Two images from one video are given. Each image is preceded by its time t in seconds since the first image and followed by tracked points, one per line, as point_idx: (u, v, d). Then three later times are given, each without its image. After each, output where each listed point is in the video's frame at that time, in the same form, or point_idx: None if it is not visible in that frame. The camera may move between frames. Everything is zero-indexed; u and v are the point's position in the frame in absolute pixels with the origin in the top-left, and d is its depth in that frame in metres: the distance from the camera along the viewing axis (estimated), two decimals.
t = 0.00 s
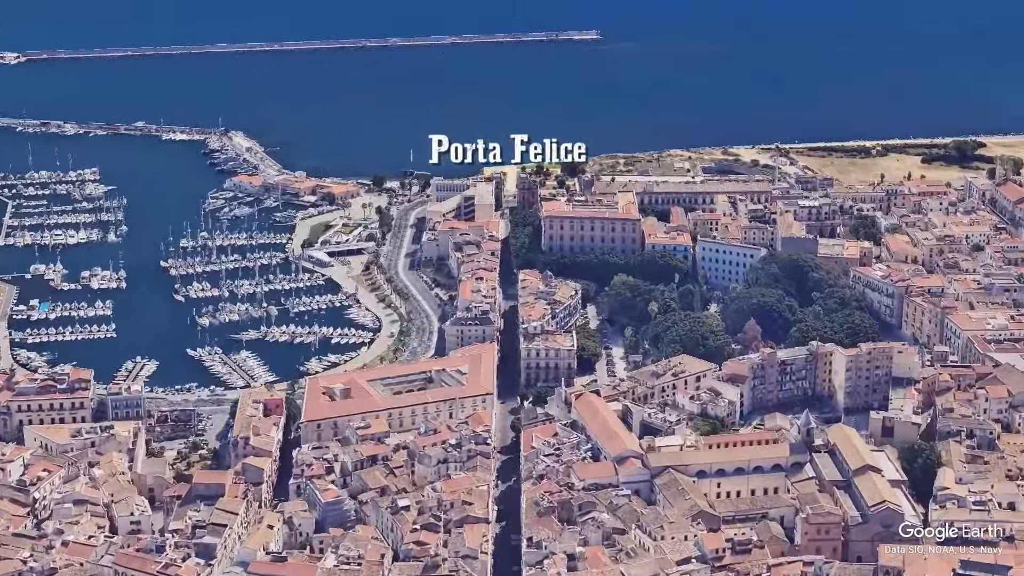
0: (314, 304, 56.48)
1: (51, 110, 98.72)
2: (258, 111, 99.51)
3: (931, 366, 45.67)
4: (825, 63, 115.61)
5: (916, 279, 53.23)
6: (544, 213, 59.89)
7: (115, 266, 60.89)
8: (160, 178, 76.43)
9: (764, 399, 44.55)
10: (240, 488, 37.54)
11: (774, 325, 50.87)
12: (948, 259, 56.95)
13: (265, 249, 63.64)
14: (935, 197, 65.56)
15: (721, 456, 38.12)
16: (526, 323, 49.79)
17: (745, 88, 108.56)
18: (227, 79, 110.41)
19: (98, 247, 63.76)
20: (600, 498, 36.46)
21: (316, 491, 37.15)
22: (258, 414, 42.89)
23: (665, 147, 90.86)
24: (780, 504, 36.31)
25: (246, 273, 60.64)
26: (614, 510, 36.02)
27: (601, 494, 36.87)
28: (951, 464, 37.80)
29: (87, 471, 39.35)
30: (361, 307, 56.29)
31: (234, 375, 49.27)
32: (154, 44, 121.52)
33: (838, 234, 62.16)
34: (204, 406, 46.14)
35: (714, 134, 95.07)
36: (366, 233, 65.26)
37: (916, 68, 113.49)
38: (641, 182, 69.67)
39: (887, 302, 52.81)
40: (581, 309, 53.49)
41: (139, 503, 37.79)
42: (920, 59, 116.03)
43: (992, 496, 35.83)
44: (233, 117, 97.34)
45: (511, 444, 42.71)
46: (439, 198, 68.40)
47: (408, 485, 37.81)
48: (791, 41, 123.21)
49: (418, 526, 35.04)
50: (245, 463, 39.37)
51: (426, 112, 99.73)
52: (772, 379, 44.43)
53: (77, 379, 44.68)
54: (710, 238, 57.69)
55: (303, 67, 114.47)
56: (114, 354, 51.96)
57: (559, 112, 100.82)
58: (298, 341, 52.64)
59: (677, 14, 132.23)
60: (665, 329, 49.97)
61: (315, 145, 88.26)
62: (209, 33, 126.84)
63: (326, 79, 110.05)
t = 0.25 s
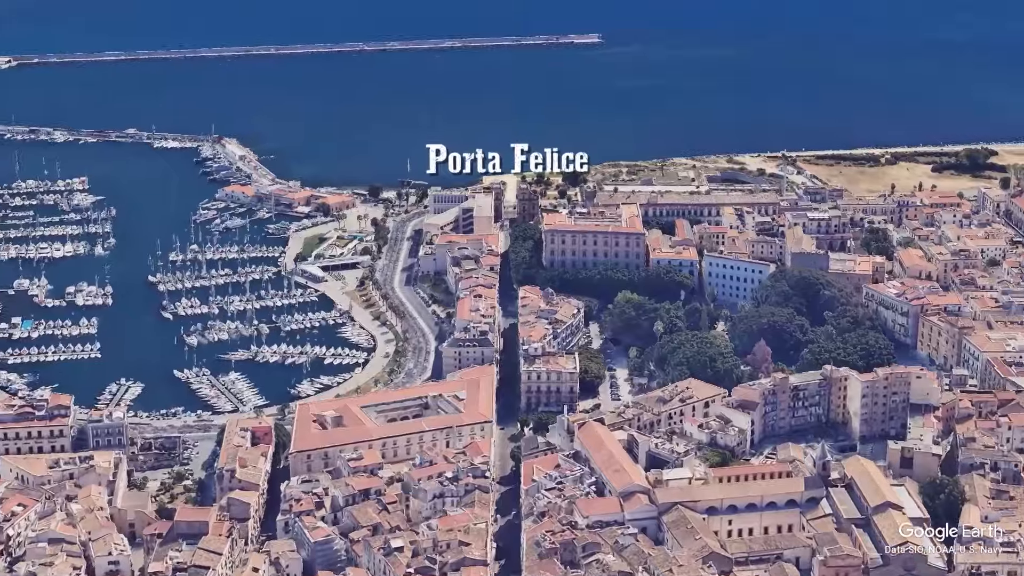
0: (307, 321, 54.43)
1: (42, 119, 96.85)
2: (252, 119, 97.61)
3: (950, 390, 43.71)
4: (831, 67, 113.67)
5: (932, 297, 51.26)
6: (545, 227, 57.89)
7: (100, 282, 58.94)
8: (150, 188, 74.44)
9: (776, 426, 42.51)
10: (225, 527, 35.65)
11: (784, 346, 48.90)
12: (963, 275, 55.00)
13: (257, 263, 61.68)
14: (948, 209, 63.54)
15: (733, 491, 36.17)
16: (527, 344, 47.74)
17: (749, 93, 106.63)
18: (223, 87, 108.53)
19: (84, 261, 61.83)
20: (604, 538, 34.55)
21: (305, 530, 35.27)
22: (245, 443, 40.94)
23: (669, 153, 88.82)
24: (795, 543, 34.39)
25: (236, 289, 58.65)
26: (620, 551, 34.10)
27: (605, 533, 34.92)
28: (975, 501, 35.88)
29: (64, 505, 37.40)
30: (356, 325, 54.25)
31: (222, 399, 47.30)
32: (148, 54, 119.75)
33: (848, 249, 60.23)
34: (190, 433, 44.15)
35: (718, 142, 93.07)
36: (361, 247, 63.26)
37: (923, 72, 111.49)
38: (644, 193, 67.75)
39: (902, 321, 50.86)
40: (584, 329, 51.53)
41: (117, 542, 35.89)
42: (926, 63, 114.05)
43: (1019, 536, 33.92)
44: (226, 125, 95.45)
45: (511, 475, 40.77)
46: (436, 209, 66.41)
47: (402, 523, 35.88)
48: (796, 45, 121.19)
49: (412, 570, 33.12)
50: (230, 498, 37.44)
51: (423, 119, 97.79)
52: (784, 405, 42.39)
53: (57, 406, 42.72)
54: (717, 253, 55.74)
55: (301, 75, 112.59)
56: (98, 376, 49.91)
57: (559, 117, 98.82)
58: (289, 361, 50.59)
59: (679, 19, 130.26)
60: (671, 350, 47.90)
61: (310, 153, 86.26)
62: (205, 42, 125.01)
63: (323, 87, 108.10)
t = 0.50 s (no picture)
0: (299, 339, 52.47)
1: (32, 125, 94.83)
2: (247, 124, 95.59)
3: (969, 416, 41.83)
4: (836, 70, 111.63)
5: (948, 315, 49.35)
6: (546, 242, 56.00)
7: (85, 298, 56.95)
8: (140, 198, 72.42)
9: (789, 454, 40.65)
10: (208, 567, 33.82)
11: (795, 368, 46.99)
12: (979, 292, 53.08)
13: (248, 277, 59.72)
14: (962, 220, 61.62)
15: (745, 529, 34.29)
16: (528, 366, 45.77)
17: (753, 98, 104.68)
18: (215, 92, 106.36)
19: (68, 276, 59.85)
20: None
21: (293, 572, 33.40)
22: (232, 473, 39.04)
23: (672, 159, 86.81)
24: None
25: (226, 304, 56.68)
26: None
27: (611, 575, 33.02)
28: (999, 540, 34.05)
29: (39, 543, 35.41)
30: (350, 343, 52.30)
31: (210, 424, 45.36)
32: (140, 57, 117.63)
33: (858, 263, 58.33)
34: (175, 460, 42.18)
35: (722, 148, 91.09)
36: (356, 260, 61.34)
37: (928, 75, 109.58)
38: (647, 204, 65.85)
39: (917, 341, 48.96)
40: (586, 349, 49.60)
41: None
42: (932, 65, 112.17)
43: None
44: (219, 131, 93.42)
45: (511, 508, 38.88)
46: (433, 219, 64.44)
47: (396, 563, 33.99)
48: (800, 48, 119.28)
49: None
50: (215, 535, 35.52)
51: (420, 123, 95.79)
52: (797, 432, 40.54)
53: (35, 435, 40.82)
54: (723, 268, 53.85)
55: (295, 80, 110.43)
56: (81, 399, 47.93)
57: (558, 122, 96.81)
58: (280, 383, 48.61)
59: (681, 22, 128.29)
60: (678, 372, 46.00)
61: (305, 159, 84.17)
62: (198, 46, 122.86)
63: (319, 91, 106.08)
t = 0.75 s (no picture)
0: (291, 358, 50.61)
1: (22, 131, 92.95)
2: (241, 129, 93.71)
3: (990, 443, 39.98)
4: (840, 74, 109.90)
5: (964, 334, 47.52)
6: (547, 256, 54.18)
7: (70, 313, 55.10)
8: (131, 208, 70.58)
9: (801, 484, 38.81)
10: None
11: (806, 390, 45.15)
12: (996, 309, 51.26)
13: (239, 292, 57.89)
14: (976, 232, 59.83)
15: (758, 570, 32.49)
16: (528, 390, 43.92)
17: (757, 102, 102.83)
18: (210, 96, 104.42)
19: (54, 290, 58.02)
20: None
21: None
22: (220, 506, 37.23)
23: (675, 167, 85.01)
24: None
25: (216, 320, 54.82)
26: None
27: None
28: None
29: None
30: (344, 363, 50.46)
31: (197, 450, 43.53)
32: (134, 60, 115.71)
33: (870, 278, 56.49)
34: (160, 489, 40.34)
35: (726, 155, 89.32)
36: (352, 274, 59.50)
37: (934, 79, 107.90)
38: (651, 215, 64.03)
39: (932, 361, 47.12)
40: (588, 370, 47.75)
41: None
42: (938, 69, 110.47)
43: None
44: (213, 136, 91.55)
45: (511, 544, 37.06)
46: (431, 231, 62.59)
47: None
48: (803, 51, 117.58)
49: None
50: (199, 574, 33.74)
51: (418, 128, 93.92)
52: (810, 461, 38.68)
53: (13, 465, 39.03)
54: (730, 284, 52.01)
55: (292, 83, 108.52)
56: (64, 422, 46.09)
57: (559, 126, 94.97)
58: (271, 405, 46.74)
59: (683, 26, 126.46)
60: (685, 395, 44.15)
61: (301, 165, 82.29)
62: (194, 49, 120.96)
63: (315, 95, 104.20)
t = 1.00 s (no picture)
0: (283, 377, 48.87)
1: (13, 137, 91.18)
2: (237, 134, 91.95)
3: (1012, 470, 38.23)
4: (844, 77, 108.26)
5: (981, 352, 45.77)
6: (548, 270, 52.45)
7: (56, 329, 53.38)
8: (121, 217, 68.81)
9: (814, 515, 37.10)
10: None
11: (817, 414, 43.42)
12: (1013, 326, 49.55)
13: (232, 307, 56.18)
14: (989, 244, 58.11)
15: None
16: (529, 413, 42.17)
17: (762, 107, 101.07)
18: (205, 100, 102.62)
19: (40, 304, 56.33)
20: None
21: None
22: (205, 539, 35.50)
23: (679, 174, 83.29)
24: None
25: (208, 337, 53.10)
26: None
27: None
28: None
29: None
30: (338, 382, 48.71)
31: (184, 475, 41.82)
32: (129, 63, 113.94)
33: (881, 292, 54.75)
34: (144, 519, 38.63)
35: (730, 162, 87.59)
36: (346, 288, 57.76)
37: (940, 82, 106.23)
38: (656, 226, 62.30)
39: (947, 381, 45.37)
40: (591, 390, 46.01)
41: None
42: (943, 72, 108.82)
43: None
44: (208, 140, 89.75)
45: None
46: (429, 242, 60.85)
47: None
48: (806, 55, 115.92)
49: None
50: None
51: (417, 132, 92.13)
52: (824, 491, 36.97)
53: None
54: (737, 300, 50.30)
55: (288, 87, 106.73)
56: (46, 445, 44.33)
57: (562, 131, 93.12)
58: (261, 429, 45.01)
59: (686, 29, 124.72)
60: (691, 419, 42.40)
61: (296, 171, 80.50)
62: (189, 51, 119.16)
63: (313, 98, 102.42)
